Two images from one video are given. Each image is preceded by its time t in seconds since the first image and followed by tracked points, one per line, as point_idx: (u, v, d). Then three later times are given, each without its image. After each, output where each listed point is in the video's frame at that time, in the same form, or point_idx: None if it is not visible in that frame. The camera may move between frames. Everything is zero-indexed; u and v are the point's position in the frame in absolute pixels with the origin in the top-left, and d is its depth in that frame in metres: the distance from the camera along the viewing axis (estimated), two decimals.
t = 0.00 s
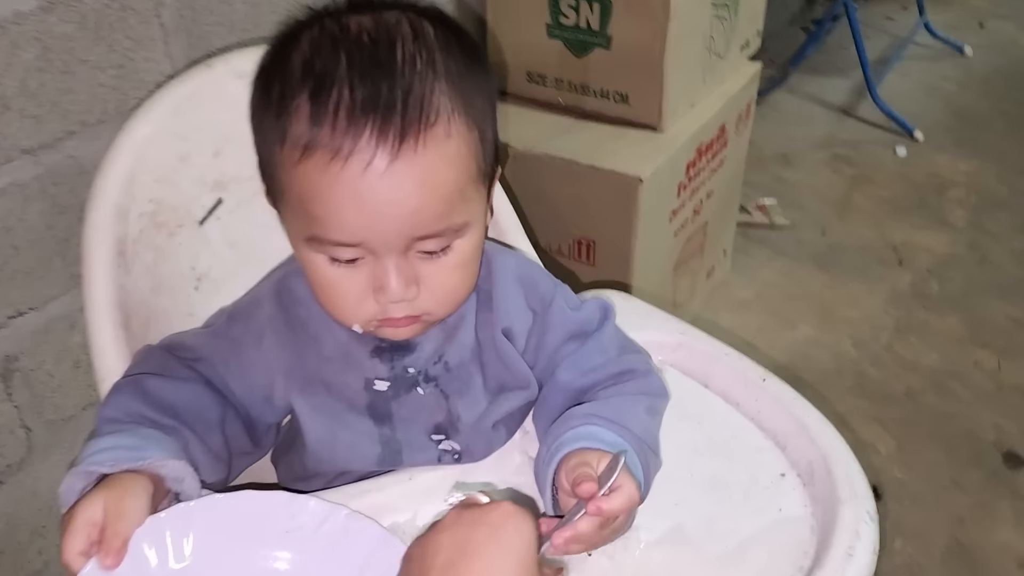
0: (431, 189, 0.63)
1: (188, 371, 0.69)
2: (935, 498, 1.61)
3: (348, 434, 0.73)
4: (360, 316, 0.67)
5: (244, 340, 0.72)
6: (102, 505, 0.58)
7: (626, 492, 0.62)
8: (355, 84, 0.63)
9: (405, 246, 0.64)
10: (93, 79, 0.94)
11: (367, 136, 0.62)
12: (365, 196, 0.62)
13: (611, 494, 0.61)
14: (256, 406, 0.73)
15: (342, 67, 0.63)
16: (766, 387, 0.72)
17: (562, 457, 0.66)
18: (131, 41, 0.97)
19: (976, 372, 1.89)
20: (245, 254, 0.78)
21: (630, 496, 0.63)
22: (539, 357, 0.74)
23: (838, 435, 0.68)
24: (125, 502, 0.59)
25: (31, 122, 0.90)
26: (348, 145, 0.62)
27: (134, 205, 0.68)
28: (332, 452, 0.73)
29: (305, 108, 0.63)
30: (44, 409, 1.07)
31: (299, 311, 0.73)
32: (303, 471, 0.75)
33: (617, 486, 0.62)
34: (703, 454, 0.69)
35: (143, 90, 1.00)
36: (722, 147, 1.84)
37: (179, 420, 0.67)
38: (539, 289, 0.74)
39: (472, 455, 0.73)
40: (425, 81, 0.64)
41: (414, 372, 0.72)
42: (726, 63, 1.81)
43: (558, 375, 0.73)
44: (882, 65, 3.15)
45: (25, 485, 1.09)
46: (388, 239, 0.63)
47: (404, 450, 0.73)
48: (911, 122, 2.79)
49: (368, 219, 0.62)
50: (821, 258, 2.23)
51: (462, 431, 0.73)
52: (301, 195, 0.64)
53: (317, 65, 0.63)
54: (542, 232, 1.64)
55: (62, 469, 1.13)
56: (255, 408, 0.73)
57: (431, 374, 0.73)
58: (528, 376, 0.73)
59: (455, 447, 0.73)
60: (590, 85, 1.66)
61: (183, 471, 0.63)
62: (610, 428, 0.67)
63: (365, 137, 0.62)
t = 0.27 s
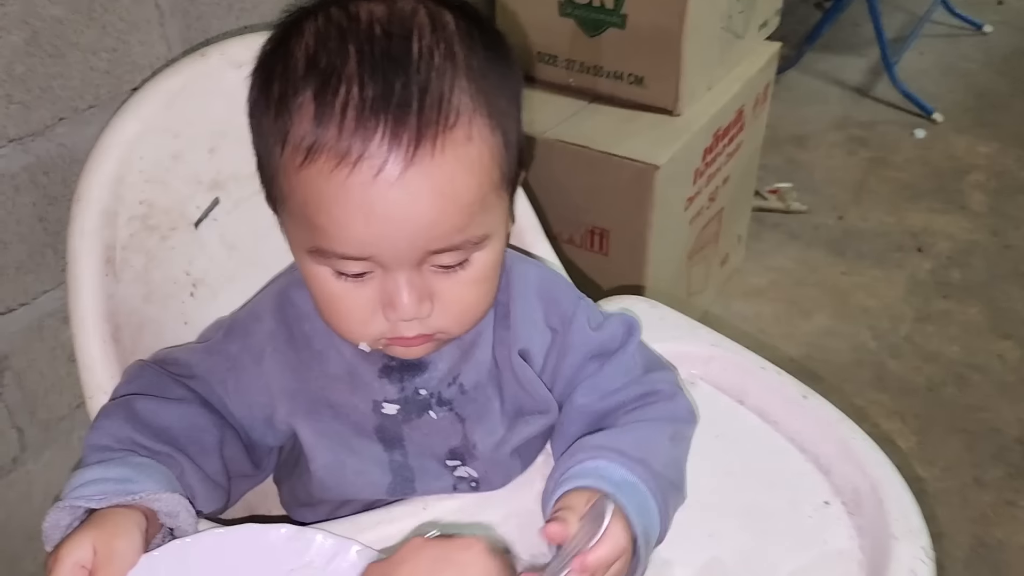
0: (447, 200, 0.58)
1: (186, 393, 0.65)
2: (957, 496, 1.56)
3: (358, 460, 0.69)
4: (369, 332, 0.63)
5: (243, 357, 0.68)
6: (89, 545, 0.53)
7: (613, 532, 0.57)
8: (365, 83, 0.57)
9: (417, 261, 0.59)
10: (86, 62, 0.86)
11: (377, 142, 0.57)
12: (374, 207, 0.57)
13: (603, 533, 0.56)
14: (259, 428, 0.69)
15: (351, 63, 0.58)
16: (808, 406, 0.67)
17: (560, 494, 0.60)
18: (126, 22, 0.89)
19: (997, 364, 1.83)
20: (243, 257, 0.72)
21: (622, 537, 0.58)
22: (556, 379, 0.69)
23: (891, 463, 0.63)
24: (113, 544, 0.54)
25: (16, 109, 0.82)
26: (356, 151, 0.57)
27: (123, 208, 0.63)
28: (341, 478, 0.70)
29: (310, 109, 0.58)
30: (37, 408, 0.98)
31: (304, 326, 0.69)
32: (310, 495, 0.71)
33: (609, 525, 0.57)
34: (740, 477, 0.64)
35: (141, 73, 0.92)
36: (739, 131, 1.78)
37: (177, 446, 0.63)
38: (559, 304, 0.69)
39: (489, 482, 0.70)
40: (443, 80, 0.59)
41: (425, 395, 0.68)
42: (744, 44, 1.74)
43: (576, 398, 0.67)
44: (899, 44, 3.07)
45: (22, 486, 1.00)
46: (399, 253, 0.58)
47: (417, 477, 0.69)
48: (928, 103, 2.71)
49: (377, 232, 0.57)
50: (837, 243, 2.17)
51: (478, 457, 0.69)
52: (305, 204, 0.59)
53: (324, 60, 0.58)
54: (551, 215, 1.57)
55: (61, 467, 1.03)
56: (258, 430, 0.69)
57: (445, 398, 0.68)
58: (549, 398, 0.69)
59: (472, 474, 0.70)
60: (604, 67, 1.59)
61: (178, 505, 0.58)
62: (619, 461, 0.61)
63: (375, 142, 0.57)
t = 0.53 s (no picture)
0: (466, 194, 0.57)
1: (214, 393, 0.64)
2: (981, 490, 1.55)
3: (388, 460, 0.68)
4: (390, 328, 0.62)
5: (272, 356, 0.66)
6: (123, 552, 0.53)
7: (665, 552, 0.55)
8: (385, 72, 0.56)
9: (436, 256, 0.57)
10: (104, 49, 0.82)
11: (396, 134, 0.55)
12: (392, 200, 0.56)
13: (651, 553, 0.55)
14: (287, 429, 0.68)
15: (372, 52, 0.56)
16: (848, 410, 0.65)
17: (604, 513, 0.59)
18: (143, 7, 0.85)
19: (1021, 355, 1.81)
20: (272, 253, 0.70)
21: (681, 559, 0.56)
22: (590, 381, 0.69)
23: (936, 473, 0.61)
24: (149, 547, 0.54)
25: (33, 99, 0.79)
26: (375, 142, 0.55)
27: (149, 204, 0.62)
28: (371, 479, 0.68)
29: (328, 99, 0.57)
30: (58, 398, 0.94)
31: (333, 324, 0.68)
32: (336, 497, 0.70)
33: (652, 545, 0.56)
34: (778, 485, 0.63)
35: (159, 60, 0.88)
36: (762, 118, 1.75)
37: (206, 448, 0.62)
38: (595, 306, 0.69)
39: (523, 485, 0.68)
40: (465, 70, 0.57)
41: (457, 394, 0.67)
42: (768, 29, 1.71)
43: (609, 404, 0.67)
44: (920, 28, 3.02)
45: (41, 476, 0.96)
46: (417, 247, 0.57)
47: (448, 478, 0.68)
48: (951, 88, 2.67)
49: (395, 225, 0.56)
50: (858, 232, 2.14)
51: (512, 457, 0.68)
52: (322, 195, 0.58)
53: (344, 49, 0.57)
54: (578, 206, 1.55)
55: (82, 455, 1.00)
56: (286, 431, 0.68)
57: (477, 398, 0.68)
58: (585, 401, 0.69)
59: (505, 476, 0.68)
60: (626, 52, 1.55)
61: (212, 512, 0.57)
62: (666, 475, 0.60)
63: (394, 133, 0.55)
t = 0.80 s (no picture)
0: (463, 194, 0.54)
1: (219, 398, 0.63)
2: (992, 494, 1.53)
3: (392, 463, 0.67)
4: (386, 328, 0.60)
5: (280, 358, 0.65)
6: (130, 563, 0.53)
7: (643, 558, 0.55)
8: (388, 65, 0.54)
9: (430, 256, 0.55)
10: (112, 42, 0.81)
11: (394, 129, 0.53)
12: (385, 195, 0.54)
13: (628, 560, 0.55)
14: (295, 431, 0.67)
15: (377, 44, 0.55)
16: (866, 426, 0.64)
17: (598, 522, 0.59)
18: None
19: None
20: (281, 255, 0.70)
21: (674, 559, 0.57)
22: (600, 388, 0.67)
23: (956, 493, 0.60)
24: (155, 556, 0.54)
25: (41, 93, 0.77)
26: (372, 135, 0.54)
27: (157, 206, 0.61)
28: (377, 483, 0.68)
29: (330, 89, 0.55)
30: (63, 393, 0.93)
31: (339, 324, 0.67)
32: (345, 502, 0.70)
33: (631, 552, 0.56)
34: (794, 501, 0.61)
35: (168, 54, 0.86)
36: (776, 114, 1.73)
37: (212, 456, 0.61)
38: (605, 311, 0.67)
39: (530, 493, 0.66)
40: (471, 66, 0.55)
41: (463, 397, 0.66)
42: (784, 24, 1.68)
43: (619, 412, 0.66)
44: (936, 23, 2.99)
45: (46, 471, 0.96)
46: (409, 247, 0.55)
47: (454, 482, 0.67)
48: (966, 85, 2.64)
49: (388, 221, 0.54)
50: (871, 230, 2.12)
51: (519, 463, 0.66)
52: (318, 187, 0.56)
53: (350, 39, 0.56)
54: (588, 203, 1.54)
55: (87, 450, 0.99)
56: (294, 433, 0.67)
57: (484, 402, 0.66)
58: (591, 407, 0.67)
59: (511, 481, 0.67)
60: (639, 48, 1.53)
61: (218, 525, 0.57)
62: (670, 486, 0.60)
63: (392, 127, 0.53)
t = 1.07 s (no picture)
0: (473, 197, 0.53)
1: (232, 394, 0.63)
2: (1000, 497, 1.52)
3: (405, 461, 0.66)
4: (395, 325, 0.59)
5: (293, 351, 0.65)
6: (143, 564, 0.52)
7: (653, 543, 0.55)
8: (402, 60, 0.53)
9: (439, 256, 0.54)
10: (124, 30, 0.80)
11: (405, 127, 0.52)
12: (394, 193, 0.52)
13: (641, 546, 0.55)
14: (308, 425, 0.66)
15: (392, 37, 0.53)
16: (885, 429, 0.63)
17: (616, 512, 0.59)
18: None
19: None
20: (295, 249, 0.69)
21: (691, 545, 0.56)
22: (621, 387, 0.66)
23: (977, 497, 0.59)
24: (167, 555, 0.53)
25: (52, 80, 0.77)
26: (383, 131, 0.52)
27: (169, 197, 0.60)
28: (389, 480, 0.67)
29: (343, 82, 0.54)
30: (70, 382, 0.92)
31: (353, 319, 0.66)
32: (356, 498, 0.69)
33: (642, 538, 0.56)
34: (813, 505, 0.60)
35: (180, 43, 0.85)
36: (788, 112, 1.71)
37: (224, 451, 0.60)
38: (627, 310, 0.66)
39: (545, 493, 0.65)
40: (487, 64, 0.54)
41: (477, 396, 0.65)
42: (798, 21, 1.67)
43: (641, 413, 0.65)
44: (949, 22, 2.97)
45: (52, 460, 0.95)
46: (417, 248, 0.54)
47: (467, 481, 0.66)
48: (979, 85, 2.62)
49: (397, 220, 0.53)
50: (881, 229, 2.11)
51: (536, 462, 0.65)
52: (328, 182, 0.55)
53: (365, 31, 0.54)
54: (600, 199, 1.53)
55: (93, 439, 0.99)
56: (307, 427, 0.67)
57: (498, 401, 0.65)
58: (608, 407, 0.66)
59: (525, 481, 0.66)
60: (652, 43, 1.52)
61: (229, 522, 0.56)
62: (689, 481, 0.59)
63: (403, 125, 0.52)
